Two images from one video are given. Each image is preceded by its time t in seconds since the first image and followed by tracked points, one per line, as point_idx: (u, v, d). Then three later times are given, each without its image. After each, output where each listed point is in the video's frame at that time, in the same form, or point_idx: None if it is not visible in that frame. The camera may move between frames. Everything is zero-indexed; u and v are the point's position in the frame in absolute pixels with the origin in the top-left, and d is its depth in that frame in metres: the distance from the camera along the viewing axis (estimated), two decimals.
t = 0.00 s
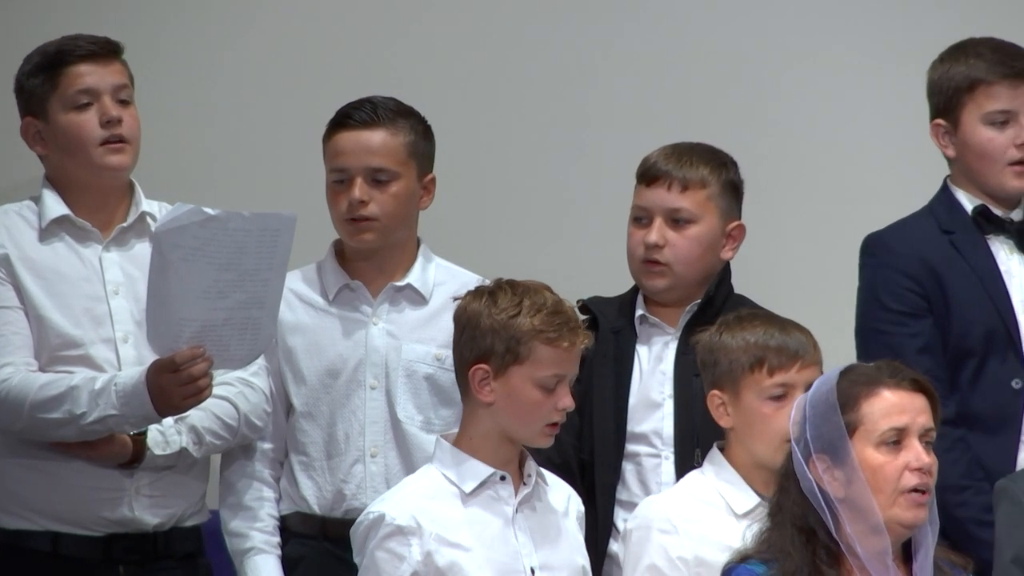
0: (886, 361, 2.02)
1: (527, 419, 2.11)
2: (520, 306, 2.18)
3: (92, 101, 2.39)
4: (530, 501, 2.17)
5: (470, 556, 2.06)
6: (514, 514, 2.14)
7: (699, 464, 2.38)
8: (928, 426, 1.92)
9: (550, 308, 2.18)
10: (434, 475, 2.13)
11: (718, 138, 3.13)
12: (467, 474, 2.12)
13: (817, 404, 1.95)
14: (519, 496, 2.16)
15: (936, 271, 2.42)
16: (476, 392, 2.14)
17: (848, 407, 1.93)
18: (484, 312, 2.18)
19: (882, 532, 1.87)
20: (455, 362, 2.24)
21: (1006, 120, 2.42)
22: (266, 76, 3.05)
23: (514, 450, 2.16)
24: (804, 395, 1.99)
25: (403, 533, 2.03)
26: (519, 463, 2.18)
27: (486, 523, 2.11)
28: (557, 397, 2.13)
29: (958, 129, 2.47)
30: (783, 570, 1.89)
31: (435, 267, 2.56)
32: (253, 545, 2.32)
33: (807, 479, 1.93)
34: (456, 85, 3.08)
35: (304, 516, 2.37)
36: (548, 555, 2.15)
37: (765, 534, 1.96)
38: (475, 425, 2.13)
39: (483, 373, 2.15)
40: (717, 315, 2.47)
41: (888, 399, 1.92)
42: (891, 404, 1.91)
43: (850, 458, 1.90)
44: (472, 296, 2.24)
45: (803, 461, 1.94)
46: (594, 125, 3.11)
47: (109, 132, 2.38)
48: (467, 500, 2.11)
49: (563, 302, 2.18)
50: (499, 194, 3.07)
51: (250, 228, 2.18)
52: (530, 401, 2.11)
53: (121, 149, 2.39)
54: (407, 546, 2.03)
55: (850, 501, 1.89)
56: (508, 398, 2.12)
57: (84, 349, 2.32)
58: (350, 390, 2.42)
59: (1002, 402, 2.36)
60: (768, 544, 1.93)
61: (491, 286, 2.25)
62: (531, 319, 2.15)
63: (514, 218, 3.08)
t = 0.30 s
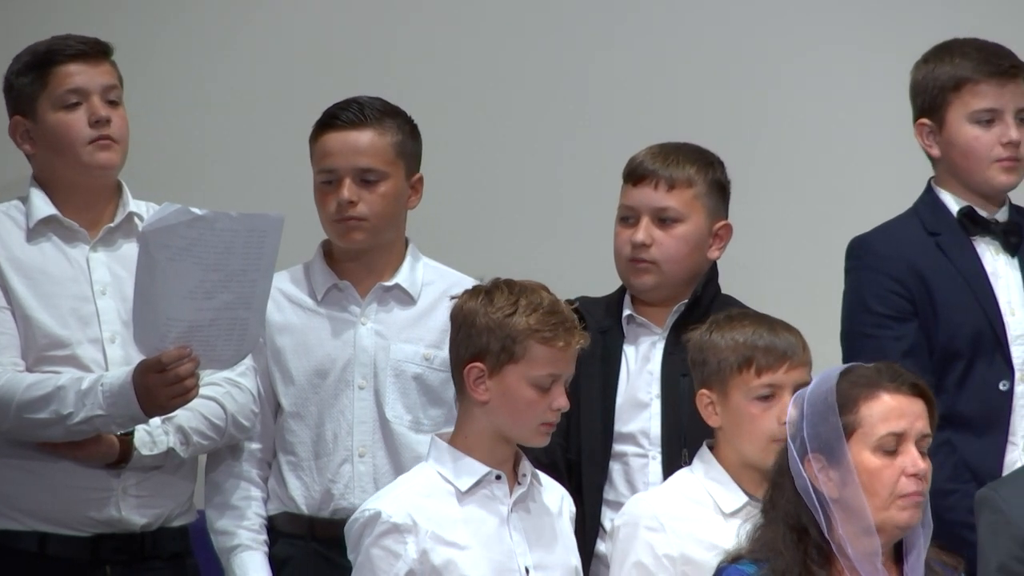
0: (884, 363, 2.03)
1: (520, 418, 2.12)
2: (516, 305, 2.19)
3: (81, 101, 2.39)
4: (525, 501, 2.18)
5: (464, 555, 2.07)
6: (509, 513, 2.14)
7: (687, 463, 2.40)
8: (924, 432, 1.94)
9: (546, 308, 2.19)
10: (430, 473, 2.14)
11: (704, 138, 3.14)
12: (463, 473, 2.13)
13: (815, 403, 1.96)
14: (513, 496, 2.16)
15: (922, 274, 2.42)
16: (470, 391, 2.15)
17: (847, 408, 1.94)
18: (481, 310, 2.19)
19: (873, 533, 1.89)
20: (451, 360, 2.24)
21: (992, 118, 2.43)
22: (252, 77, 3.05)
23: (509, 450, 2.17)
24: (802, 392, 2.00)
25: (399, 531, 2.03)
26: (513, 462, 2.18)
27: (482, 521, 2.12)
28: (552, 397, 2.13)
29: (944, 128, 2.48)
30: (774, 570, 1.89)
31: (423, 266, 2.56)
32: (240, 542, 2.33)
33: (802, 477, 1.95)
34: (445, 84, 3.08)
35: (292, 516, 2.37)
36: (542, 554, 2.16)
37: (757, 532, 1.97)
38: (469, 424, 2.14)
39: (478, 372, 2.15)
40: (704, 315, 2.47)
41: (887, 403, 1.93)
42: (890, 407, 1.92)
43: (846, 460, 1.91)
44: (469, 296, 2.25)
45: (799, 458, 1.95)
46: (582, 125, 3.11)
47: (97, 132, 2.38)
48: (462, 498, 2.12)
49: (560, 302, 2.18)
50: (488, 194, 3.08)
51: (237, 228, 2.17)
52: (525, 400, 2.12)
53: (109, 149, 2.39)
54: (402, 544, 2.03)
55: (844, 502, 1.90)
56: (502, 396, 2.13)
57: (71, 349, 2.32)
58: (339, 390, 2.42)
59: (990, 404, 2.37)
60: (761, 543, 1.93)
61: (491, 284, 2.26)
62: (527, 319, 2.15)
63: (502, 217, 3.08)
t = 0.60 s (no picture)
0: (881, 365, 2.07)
1: (507, 418, 2.13)
2: (505, 304, 2.20)
3: (75, 100, 2.38)
4: (512, 501, 2.19)
5: (451, 554, 2.08)
6: (496, 513, 2.15)
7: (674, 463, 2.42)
8: (921, 435, 1.97)
9: (536, 308, 2.20)
10: (417, 471, 2.15)
11: (690, 138, 3.13)
12: (451, 472, 2.14)
13: (813, 403, 2.00)
14: (500, 495, 2.17)
15: (906, 276, 2.44)
16: (458, 390, 2.16)
17: (845, 409, 1.97)
18: (470, 308, 2.20)
19: (866, 534, 1.93)
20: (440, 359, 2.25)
21: (971, 115, 2.44)
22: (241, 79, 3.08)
23: (497, 449, 2.18)
24: (800, 389, 2.03)
25: (386, 529, 2.05)
26: (499, 462, 2.19)
27: (469, 519, 2.13)
28: (540, 397, 2.14)
29: (924, 128, 2.49)
30: (766, 570, 1.93)
31: (411, 266, 2.57)
32: (223, 543, 2.35)
33: (797, 476, 1.99)
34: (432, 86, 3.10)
35: (280, 516, 2.39)
36: (529, 554, 2.17)
37: (750, 530, 2.01)
38: (457, 423, 2.15)
39: (466, 371, 2.17)
40: (692, 315, 2.49)
41: (884, 405, 1.96)
42: (888, 410, 1.95)
43: (842, 461, 1.94)
44: (458, 294, 2.25)
45: (795, 457, 1.98)
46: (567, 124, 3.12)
47: (89, 132, 2.37)
48: (449, 497, 2.13)
49: (549, 301, 2.19)
50: (474, 195, 3.10)
51: (230, 226, 2.18)
52: (512, 399, 2.13)
53: (100, 149, 2.38)
54: (388, 543, 2.05)
55: (839, 502, 1.94)
56: (490, 394, 2.14)
57: (61, 350, 2.32)
58: (327, 389, 2.43)
59: (975, 405, 2.39)
60: (754, 542, 1.97)
61: (480, 283, 2.26)
62: (515, 318, 2.16)
63: (487, 219, 3.11)
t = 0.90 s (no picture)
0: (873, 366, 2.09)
1: (491, 418, 2.15)
2: (488, 304, 2.21)
3: (72, 97, 2.37)
4: (497, 500, 2.22)
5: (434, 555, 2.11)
6: (481, 513, 2.19)
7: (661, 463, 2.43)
8: (912, 435, 2.00)
9: (519, 308, 2.21)
10: (403, 472, 2.18)
11: (676, 138, 3.14)
12: (435, 474, 2.17)
13: (804, 403, 2.02)
14: (485, 495, 2.20)
15: (886, 279, 2.44)
16: (442, 390, 2.18)
17: (836, 409, 2.00)
18: (453, 308, 2.21)
19: (858, 534, 1.94)
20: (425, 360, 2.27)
21: (948, 117, 2.43)
22: (232, 84, 3.14)
23: (481, 449, 2.21)
24: (792, 390, 2.06)
25: (370, 530, 2.10)
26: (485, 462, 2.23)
27: (454, 521, 2.16)
28: (523, 397, 2.16)
29: (903, 130, 2.48)
30: (757, 569, 1.95)
31: (398, 266, 2.57)
32: (211, 544, 2.35)
33: (789, 476, 2.00)
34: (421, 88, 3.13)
35: (268, 516, 2.40)
36: (515, 554, 2.20)
37: (744, 530, 2.02)
38: (442, 423, 2.17)
39: (449, 370, 2.18)
40: (679, 316, 2.50)
41: (875, 405, 1.99)
42: (879, 410, 1.98)
43: (833, 461, 1.96)
44: (442, 295, 2.27)
45: (786, 457, 2.00)
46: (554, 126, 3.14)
47: (85, 130, 2.35)
48: (434, 498, 2.17)
49: (533, 302, 2.21)
50: (464, 195, 3.13)
51: (223, 228, 2.18)
52: (495, 399, 2.14)
53: (92, 148, 2.36)
54: (373, 544, 2.09)
55: (831, 502, 1.95)
56: (473, 394, 2.16)
57: (50, 350, 2.31)
58: (314, 390, 2.44)
59: (954, 406, 2.38)
60: (746, 542, 1.99)
61: (465, 283, 2.28)
62: (499, 318, 2.18)
63: (472, 221, 3.14)
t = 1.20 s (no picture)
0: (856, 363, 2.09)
1: (472, 419, 2.16)
2: (471, 304, 2.23)
3: (59, 97, 2.36)
4: (482, 500, 2.22)
5: (419, 555, 2.11)
6: (466, 513, 2.19)
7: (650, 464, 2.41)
8: (898, 429, 1.99)
9: (501, 308, 2.23)
10: (387, 473, 2.18)
11: (670, 137, 3.11)
12: (419, 474, 2.17)
13: (789, 403, 2.01)
14: (470, 495, 2.21)
15: (867, 279, 2.39)
16: (424, 390, 2.19)
17: (820, 407, 1.99)
18: (435, 309, 2.23)
19: (850, 532, 1.93)
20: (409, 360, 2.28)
21: (930, 119, 2.40)
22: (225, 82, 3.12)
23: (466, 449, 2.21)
24: (776, 391, 2.05)
25: (355, 531, 2.09)
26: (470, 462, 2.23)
27: (438, 521, 2.16)
28: (505, 397, 2.17)
29: (886, 132, 2.45)
30: (749, 570, 1.92)
31: (386, 266, 2.56)
32: (200, 543, 2.35)
33: (777, 478, 1.99)
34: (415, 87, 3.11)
35: (256, 516, 2.39)
36: (499, 554, 2.21)
37: (734, 533, 2.00)
38: (425, 423, 2.18)
39: (431, 371, 2.20)
40: (668, 316, 2.48)
41: (860, 401, 1.98)
42: (863, 405, 1.98)
43: (820, 458, 1.96)
44: (426, 294, 2.28)
45: (774, 459, 1.99)
46: (548, 125, 3.12)
47: (71, 131, 2.35)
48: (418, 498, 2.16)
49: (515, 302, 2.22)
50: (456, 194, 3.11)
51: (204, 228, 2.17)
52: (477, 398, 2.16)
53: (79, 149, 2.36)
54: (358, 544, 2.08)
55: (821, 501, 1.94)
56: (455, 394, 2.17)
57: (35, 350, 2.31)
58: (301, 390, 2.43)
59: (935, 406, 2.33)
60: (738, 542, 1.97)
61: (448, 284, 2.30)
62: (480, 318, 2.19)
63: (467, 220, 3.11)
